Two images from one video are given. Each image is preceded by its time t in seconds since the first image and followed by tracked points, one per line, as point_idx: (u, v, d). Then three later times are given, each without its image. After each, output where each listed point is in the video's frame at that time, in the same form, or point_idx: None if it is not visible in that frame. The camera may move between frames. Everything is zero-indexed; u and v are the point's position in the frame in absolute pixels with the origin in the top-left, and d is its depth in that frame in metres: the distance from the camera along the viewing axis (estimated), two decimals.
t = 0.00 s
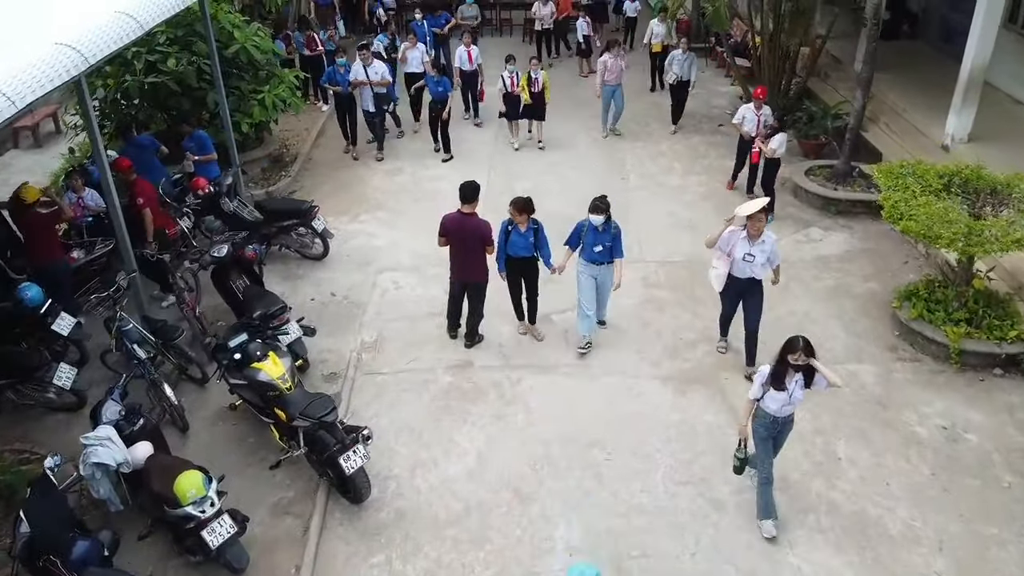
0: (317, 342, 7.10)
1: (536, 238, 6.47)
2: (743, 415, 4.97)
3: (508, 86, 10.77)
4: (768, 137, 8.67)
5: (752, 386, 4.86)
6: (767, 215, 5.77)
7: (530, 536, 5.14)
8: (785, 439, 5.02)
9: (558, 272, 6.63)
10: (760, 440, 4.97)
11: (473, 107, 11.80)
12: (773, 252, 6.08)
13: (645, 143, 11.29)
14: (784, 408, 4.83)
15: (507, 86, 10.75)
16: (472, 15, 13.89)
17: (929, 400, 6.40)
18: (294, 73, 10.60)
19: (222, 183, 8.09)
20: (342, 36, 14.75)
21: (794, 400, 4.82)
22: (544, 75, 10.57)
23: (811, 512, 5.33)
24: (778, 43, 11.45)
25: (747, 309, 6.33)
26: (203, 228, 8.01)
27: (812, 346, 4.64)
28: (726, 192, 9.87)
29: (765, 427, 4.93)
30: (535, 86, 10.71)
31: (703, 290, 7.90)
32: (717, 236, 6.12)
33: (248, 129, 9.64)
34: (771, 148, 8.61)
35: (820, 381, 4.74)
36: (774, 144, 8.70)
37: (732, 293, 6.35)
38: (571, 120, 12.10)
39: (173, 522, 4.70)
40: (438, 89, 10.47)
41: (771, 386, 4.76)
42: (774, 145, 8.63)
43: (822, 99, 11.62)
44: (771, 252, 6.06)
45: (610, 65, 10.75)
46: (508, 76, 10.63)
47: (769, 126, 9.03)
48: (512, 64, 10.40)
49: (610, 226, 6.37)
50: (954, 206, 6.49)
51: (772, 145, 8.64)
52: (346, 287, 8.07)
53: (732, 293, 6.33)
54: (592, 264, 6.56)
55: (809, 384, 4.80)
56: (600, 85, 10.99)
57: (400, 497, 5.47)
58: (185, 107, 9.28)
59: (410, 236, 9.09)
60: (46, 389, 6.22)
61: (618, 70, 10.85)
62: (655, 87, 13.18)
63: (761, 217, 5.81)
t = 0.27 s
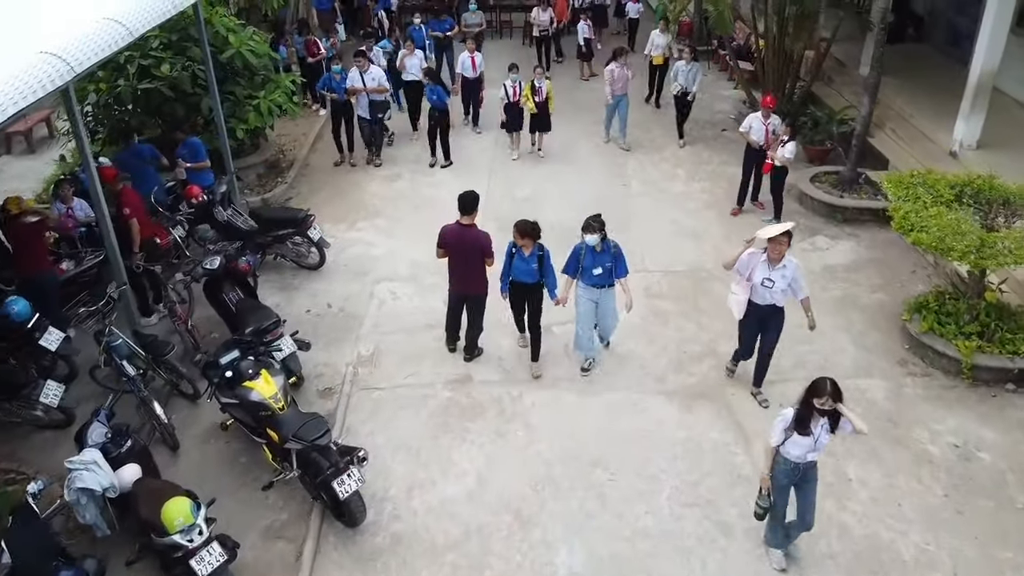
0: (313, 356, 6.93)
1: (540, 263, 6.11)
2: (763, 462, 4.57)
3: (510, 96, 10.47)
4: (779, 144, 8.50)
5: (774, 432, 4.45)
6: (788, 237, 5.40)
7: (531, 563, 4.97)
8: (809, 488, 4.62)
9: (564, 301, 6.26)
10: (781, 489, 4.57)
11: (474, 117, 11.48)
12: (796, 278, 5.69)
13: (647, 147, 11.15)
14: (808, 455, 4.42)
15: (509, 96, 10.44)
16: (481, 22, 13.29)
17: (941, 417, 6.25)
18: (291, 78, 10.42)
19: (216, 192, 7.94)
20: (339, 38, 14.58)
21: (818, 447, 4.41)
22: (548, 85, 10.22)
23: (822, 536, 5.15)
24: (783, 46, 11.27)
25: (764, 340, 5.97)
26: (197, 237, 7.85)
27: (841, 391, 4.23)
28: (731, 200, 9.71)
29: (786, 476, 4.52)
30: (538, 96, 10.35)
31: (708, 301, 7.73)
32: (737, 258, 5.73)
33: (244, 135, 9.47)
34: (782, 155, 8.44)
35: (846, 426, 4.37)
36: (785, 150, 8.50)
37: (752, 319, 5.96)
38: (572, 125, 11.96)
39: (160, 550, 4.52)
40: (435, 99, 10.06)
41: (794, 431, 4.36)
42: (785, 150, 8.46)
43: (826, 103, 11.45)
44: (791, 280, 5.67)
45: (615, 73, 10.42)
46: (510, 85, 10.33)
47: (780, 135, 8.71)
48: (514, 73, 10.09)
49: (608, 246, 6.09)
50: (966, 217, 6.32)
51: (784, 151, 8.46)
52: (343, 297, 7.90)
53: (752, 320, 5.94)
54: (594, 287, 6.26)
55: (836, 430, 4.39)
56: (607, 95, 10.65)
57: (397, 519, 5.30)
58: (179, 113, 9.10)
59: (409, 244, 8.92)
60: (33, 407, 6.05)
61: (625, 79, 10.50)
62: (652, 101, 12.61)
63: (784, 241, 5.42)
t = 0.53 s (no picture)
0: (308, 370, 6.76)
1: (541, 285, 5.90)
2: (790, 523, 4.27)
3: (511, 107, 10.10)
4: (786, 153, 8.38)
5: (801, 494, 4.15)
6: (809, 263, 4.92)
7: None
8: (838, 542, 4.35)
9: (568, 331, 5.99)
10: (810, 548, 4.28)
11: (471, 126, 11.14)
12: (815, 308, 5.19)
13: (650, 152, 10.98)
14: (839, 513, 4.14)
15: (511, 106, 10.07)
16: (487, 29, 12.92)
17: (954, 434, 6.08)
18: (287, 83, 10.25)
19: (209, 200, 7.78)
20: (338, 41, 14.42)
21: (851, 504, 4.12)
22: (550, 96, 9.89)
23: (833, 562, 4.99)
24: (788, 49, 11.08)
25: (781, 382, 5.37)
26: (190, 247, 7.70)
27: (876, 445, 3.93)
28: (735, 206, 9.54)
29: (815, 535, 4.24)
30: (540, 108, 9.97)
31: (713, 311, 7.56)
32: (753, 285, 5.26)
33: (239, 141, 9.29)
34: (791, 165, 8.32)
35: (878, 476, 4.11)
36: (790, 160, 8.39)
37: (769, 357, 5.38)
38: (573, 129, 11.79)
39: None
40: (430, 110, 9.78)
41: (826, 491, 4.07)
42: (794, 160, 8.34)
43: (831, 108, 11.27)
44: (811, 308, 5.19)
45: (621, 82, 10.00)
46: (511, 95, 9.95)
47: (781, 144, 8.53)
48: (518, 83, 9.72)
49: (609, 271, 5.76)
50: (979, 229, 6.15)
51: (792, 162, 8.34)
52: (339, 308, 7.72)
53: (767, 354, 5.37)
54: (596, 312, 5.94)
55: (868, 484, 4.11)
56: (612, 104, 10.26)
57: (394, 543, 5.12)
58: (173, 118, 8.94)
59: (407, 252, 8.75)
60: (20, 425, 5.84)
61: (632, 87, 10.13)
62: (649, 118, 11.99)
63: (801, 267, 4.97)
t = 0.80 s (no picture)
0: (303, 385, 6.58)
1: (544, 313, 5.45)
2: None
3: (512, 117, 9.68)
4: (794, 163, 8.16)
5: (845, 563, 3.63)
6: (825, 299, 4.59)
7: None
8: None
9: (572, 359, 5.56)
10: None
11: (468, 135, 10.81)
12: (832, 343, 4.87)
13: (653, 158, 10.80)
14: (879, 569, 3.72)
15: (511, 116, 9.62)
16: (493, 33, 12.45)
17: (967, 452, 5.91)
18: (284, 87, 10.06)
19: (203, 209, 7.61)
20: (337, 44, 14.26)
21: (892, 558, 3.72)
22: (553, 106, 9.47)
23: None
24: (792, 54, 10.90)
25: (796, 408, 5.18)
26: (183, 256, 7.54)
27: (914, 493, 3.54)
28: (739, 214, 9.36)
29: None
30: (542, 118, 9.54)
31: (718, 323, 7.38)
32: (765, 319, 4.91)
33: (234, 147, 9.11)
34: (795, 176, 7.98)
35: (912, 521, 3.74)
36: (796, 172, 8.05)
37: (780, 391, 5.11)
38: (574, 134, 11.62)
39: None
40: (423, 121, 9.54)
41: (874, 555, 3.63)
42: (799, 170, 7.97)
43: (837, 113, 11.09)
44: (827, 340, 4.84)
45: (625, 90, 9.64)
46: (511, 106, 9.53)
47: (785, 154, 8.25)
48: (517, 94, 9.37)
49: (619, 304, 5.33)
50: (992, 241, 5.98)
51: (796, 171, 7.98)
52: (335, 319, 7.54)
53: (779, 389, 5.09)
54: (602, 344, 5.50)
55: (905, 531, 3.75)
56: (615, 112, 9.87)
57: (390, 569, 4.95)
58: (166, 125, 8.77)
59: (405, 261, 8.57)
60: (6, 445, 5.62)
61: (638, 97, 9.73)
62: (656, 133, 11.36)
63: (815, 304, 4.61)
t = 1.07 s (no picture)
0: (298, 401, 6.41)
1: (545, 340, 5.15)
2: None
3: (515, 131, 9.32)
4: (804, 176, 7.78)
5: None
6: (849, 338, 4.36)
7: None
8: None
9: (575, 384, 5.34)
10: None
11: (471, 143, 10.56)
12: (851, 376, 4.64)
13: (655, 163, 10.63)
14: None
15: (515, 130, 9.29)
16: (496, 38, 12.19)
17: (980, 471, 5.75)
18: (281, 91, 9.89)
19: (195, 219, 7.46)
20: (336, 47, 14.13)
21: None
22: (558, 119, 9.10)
23: None
24: (797, 58, 10.72)
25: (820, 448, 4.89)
26: (175, 267, 7.39)
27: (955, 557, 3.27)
28: (744, 221, 9.19)
29: None
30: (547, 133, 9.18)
31: (723, 335, 7.21)
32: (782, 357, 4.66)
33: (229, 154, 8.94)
34: (802, 190, 7.79)
35: None
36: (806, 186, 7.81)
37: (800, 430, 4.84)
38: (576, 139, 11.46)
39: None
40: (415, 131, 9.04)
41: None
42: (806, 184, 7.79)
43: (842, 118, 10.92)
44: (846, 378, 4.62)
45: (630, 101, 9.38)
46: (515, 120, 9.21)
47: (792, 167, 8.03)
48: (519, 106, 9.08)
49: (622, 330, 5.08)
50: (1007, 255, 5.81)
51: (803, 185, 7.79)
52: (331, 330, 7.36)
53: (796, 429, 4.84)
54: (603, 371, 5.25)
55: None
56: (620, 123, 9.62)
57: None
58: (159, 131, 8.62)
59: (403, 269, 8.40)
60: None
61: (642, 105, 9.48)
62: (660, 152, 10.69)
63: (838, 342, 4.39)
